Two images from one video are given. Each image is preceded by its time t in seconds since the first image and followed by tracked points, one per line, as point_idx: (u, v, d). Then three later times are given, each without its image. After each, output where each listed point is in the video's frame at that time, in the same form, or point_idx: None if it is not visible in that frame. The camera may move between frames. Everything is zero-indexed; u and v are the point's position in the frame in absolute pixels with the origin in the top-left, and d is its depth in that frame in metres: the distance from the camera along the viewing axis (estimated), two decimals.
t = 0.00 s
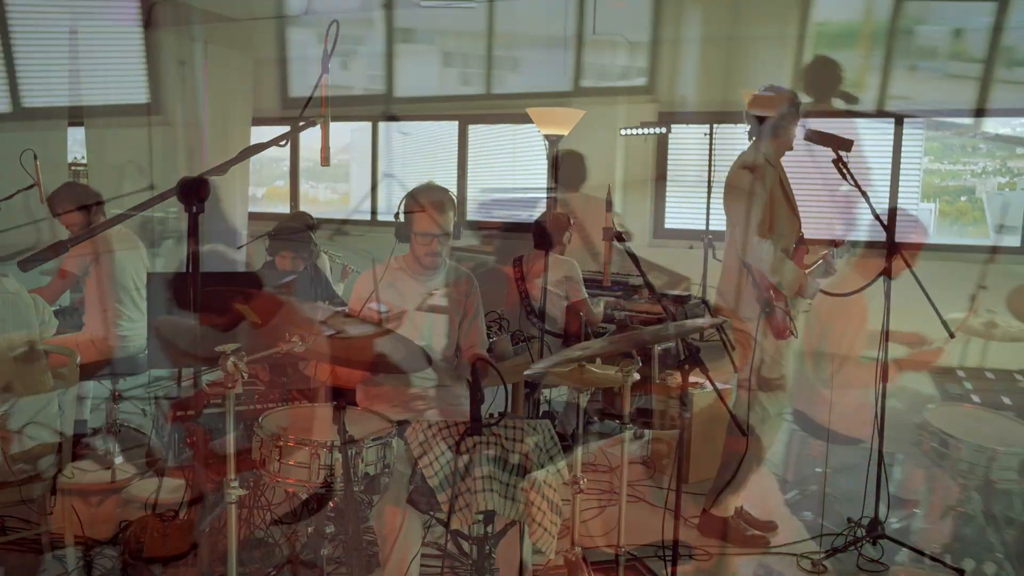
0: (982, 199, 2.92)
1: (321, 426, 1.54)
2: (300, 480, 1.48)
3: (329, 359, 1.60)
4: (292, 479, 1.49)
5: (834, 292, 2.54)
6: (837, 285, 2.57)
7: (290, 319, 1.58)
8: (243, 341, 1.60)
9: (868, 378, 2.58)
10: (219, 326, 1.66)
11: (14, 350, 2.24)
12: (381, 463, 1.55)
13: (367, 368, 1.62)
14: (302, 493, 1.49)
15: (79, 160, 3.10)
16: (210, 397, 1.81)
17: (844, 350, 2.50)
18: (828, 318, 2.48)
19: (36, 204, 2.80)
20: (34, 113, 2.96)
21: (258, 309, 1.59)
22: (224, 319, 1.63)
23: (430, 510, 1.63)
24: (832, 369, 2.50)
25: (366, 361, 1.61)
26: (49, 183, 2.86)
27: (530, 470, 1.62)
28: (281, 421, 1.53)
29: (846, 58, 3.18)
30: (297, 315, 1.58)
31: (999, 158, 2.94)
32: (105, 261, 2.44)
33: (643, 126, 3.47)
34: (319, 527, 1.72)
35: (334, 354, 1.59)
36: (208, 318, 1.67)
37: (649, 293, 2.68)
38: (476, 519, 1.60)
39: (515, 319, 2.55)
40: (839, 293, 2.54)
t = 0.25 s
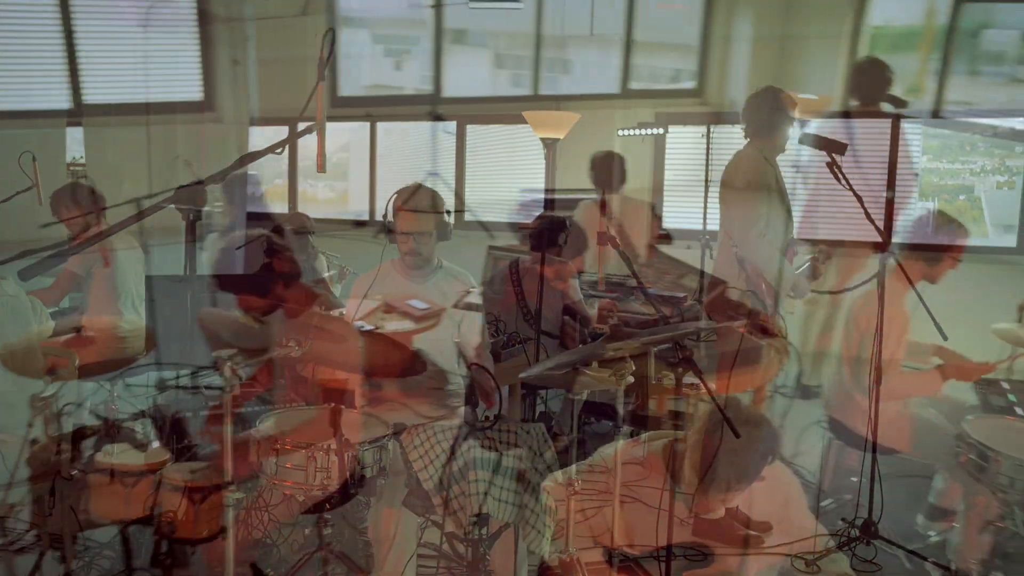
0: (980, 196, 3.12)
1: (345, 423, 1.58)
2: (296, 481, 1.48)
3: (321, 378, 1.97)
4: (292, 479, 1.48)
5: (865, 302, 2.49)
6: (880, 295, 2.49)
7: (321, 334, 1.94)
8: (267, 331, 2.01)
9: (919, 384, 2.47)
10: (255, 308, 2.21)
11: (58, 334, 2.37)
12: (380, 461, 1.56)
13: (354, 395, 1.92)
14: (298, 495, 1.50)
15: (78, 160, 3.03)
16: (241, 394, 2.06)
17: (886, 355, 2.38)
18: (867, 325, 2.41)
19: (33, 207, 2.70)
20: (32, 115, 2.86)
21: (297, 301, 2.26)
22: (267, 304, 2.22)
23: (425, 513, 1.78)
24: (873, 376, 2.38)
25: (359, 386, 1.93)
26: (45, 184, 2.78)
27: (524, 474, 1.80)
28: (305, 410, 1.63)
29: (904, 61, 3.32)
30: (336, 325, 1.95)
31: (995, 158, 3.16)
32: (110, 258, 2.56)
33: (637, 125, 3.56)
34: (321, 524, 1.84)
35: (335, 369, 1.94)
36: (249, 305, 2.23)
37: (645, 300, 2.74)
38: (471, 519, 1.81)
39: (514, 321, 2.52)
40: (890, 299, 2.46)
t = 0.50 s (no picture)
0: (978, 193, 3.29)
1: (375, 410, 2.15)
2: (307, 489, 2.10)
3: (344, 375, 2.14)
4: (307, 485, 2.10)
5: (897, 307, 2.57)
6: (915, 299, 2.55)
7: (349, 335, 2.15)
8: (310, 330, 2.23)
9: (954, 398, 2.48)
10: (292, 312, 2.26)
11: (104, 321, 2.35)
12: (377, 463, 2.17)
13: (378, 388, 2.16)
14: (305, 499, 2.10)
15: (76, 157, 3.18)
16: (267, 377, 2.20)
17: (932, 363, 2.51)
18: (902, 330, 2.52)
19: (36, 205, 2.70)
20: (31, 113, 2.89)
21: (327, 297, 2.22)
22: (300, 303, 2.24)
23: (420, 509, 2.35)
24: (907, 384, 2.49)
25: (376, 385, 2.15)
26: (42, 182, 2.81)
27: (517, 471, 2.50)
28: (330, 409, 2.15)
29: (963, 63, 3.60)
30: (365, 334, 2.17)
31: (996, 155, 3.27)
32: (108, 257, 2.63)
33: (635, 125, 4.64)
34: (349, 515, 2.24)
35: (350, 364, 2.13)
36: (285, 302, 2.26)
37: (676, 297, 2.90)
38: (467, 513, 2.39)
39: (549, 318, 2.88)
40: (926, 304, 2.53)
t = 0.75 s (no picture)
0: None
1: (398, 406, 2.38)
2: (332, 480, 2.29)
3: (366, 364, 2.29)
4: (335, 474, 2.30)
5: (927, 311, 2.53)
6: (944, 302, 2.48)
7: (376, 324, 2.25)
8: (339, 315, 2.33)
9: (985, 402, 2.44)
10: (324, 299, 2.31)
11: (141, 311, 2.57)
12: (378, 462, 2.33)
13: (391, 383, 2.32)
14: (304, 496, 2.25)
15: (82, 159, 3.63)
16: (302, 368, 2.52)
17: (963, 365, 2.44)
18: (928, 338, 2.48)
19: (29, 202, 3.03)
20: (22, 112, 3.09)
21: (353, 287, 2.26)
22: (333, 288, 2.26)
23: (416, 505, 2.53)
24: (935, 387, 2.47)
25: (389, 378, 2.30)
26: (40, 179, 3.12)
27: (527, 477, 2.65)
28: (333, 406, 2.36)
29: None
30: (392, 325, 2.27)
31: None
32: (103, 255, 2.99)
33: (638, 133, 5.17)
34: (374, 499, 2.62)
35: (372, 357, 2.27)
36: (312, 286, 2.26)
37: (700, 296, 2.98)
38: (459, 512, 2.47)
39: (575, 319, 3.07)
40: (954, 306, 2.44)
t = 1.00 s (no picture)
0: None
1: (409, 400, 2.40)
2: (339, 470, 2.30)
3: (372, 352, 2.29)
4: (340, 467, 2.30)
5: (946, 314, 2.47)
6: (964, 306, 2.40)
7: (387, 313, 2.27)
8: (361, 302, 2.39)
9: (1005, 410, 2.38)
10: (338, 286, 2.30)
11: (165, 300, 2.64)
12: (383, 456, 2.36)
13: (395, 372, 2.34)
14: (309, 490, 2.26)
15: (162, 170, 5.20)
16: (319, 361, 2.54)
17: (983, 369, 2.39)
18: (948, 342, 2.42)
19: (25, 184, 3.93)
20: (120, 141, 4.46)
21: (372, 278, 2.30)
22: (348, 276, 2.26)
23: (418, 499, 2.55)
24: (952, 393, 2.43)
25: (399, 367, 2.34)
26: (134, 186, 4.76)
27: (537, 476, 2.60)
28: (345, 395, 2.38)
29: None
30: (402, 314, 2.28)
31: None
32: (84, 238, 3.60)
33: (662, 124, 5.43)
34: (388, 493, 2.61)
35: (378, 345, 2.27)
36: (325, 271, 2.23)
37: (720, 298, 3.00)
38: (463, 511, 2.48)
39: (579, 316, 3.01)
40: (975, 312, 2.37)
